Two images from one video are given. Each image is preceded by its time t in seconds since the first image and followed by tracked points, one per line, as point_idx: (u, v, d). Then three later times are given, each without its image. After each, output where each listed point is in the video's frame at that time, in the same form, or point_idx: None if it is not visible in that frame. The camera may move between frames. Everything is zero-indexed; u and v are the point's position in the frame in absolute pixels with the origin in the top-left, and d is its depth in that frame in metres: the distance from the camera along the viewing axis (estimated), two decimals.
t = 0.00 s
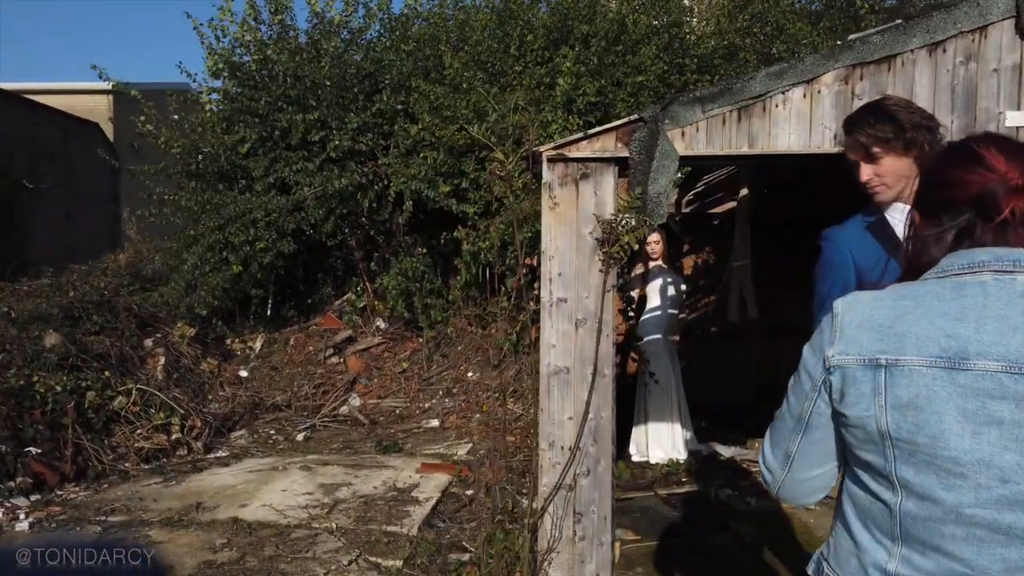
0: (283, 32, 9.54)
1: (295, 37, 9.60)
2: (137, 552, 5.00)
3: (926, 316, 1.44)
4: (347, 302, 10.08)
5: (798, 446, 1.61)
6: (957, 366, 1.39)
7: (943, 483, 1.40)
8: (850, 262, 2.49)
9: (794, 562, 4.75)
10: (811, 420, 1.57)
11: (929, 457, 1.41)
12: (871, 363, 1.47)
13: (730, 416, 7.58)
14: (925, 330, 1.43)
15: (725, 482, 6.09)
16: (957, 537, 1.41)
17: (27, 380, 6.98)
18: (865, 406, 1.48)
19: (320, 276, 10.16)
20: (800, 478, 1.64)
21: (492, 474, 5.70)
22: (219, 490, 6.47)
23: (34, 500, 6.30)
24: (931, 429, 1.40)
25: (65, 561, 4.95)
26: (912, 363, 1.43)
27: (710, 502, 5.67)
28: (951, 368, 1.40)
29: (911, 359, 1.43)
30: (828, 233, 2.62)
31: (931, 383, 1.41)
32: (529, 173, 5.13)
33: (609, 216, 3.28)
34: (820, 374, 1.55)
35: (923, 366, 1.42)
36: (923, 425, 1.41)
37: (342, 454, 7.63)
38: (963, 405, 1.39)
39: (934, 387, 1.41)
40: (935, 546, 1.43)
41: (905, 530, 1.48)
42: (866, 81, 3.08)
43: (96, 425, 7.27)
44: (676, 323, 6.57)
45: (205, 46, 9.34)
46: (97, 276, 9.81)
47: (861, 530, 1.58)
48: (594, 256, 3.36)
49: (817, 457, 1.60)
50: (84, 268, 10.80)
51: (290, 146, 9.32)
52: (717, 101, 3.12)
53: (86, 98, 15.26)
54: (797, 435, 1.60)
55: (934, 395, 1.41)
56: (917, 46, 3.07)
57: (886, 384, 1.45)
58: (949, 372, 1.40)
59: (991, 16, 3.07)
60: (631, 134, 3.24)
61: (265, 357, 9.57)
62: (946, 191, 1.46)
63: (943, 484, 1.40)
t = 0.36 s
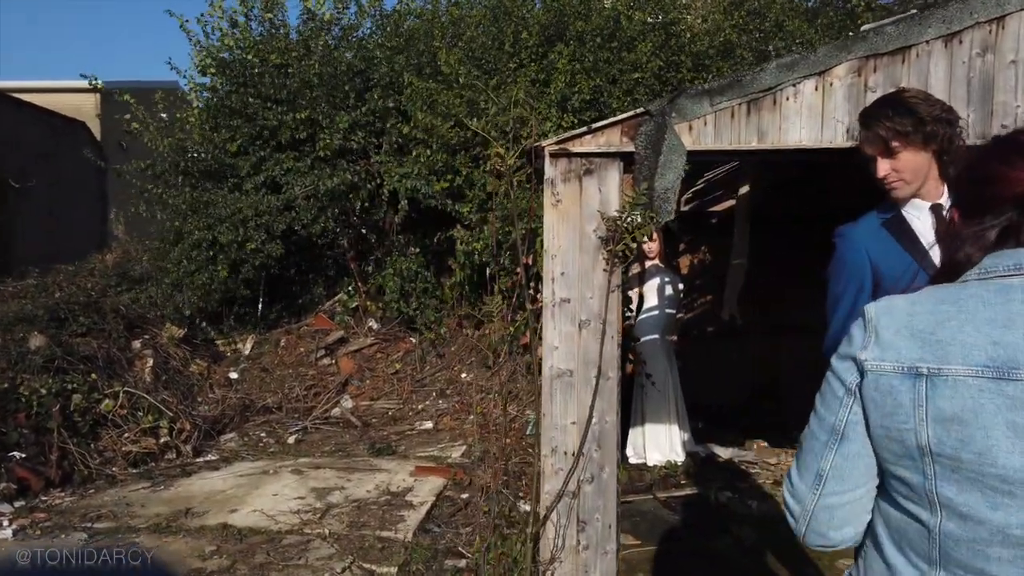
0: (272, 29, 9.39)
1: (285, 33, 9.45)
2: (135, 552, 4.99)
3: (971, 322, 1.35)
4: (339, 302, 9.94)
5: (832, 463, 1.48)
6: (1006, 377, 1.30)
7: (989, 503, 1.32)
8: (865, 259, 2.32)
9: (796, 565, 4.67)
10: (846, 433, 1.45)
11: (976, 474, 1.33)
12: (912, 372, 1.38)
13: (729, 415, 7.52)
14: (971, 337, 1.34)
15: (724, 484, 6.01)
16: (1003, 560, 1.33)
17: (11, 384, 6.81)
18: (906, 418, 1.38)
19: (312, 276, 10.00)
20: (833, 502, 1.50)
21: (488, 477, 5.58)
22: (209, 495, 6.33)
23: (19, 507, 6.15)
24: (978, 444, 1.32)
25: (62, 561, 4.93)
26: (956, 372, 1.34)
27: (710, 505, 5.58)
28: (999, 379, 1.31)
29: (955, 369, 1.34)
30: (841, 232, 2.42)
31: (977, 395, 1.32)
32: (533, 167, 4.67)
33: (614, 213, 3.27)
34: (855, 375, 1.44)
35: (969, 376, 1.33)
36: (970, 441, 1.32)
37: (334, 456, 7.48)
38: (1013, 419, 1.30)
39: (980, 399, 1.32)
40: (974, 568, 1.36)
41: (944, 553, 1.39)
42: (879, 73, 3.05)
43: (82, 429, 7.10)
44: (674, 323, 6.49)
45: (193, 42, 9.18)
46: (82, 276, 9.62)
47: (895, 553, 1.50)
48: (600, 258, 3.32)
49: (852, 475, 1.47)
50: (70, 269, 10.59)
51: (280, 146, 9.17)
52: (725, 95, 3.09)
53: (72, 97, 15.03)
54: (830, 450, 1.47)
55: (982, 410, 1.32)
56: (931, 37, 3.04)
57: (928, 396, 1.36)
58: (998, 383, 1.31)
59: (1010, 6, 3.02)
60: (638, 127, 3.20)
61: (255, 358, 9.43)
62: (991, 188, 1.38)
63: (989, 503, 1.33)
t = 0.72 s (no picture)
0: (216, 21, 9.05)
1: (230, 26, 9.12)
2: (137, 552, 5.05)
3: (942, 334, 1.26)
4: (285, 303, 9.66)
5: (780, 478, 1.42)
6: (980, 395, 1.22)
7: (960, 528, 1.24)
8: (821, 260, 2.28)
9: (748, 566, 4.64)
10: (798, 452, 1.38)
11: (947, 497, 1.25)
12: (881, 391, 1.29)
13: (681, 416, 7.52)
14: (942, 352, 1.25)
15: (676, 484, 5.98)
16: None
17: None
18: (873, 437, 1.30)
19: (257, 277, 9.70)
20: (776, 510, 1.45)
21: (438, 483, 5.44)
22: (144, 506, 6.04)
23: None
24: (950, 466, 1.24)
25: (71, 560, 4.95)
26: (928, 391, 1.26)
27: (662, 506, 5.54)
28: (971, 398, 1.22)
29: (926, 387, 1.26)
30: (799, 234, 2.36)
31: (949, 415, 1.24)
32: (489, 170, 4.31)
33: (569, 213, 3.18)
34: (817, 403, 1.34)
35: (941, 395, 1.25)
36: (942, 464, 1.24)
37: (280, 463, 7.22)
38: (986, 439, 1.22)
39: (952, 419, 1.24)
40: None
41: None
42: (836, 72, 3.05)
43: (8, 438, 6.71)
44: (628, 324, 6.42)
45: (132, 32, 8.79)
46: (11, 276, 9.12)
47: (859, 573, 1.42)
48: (554, 260, 3.24)
49: (795, 488, 1.42)
50: None
51: (224, 142, 8.83)
52: (683, 92, 3.04)
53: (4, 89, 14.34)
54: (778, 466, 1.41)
55: (952, 433, 1.24)
56: (887, 36, 3.03)
57: (897, 415, 1.28)
58: (971, 402, 1.23)
59: (964, 7, 3.03)
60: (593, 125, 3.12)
61: (196, 362, 9.08)
62: (957, 192, 1.30)
63: (961, 526, 1.24)
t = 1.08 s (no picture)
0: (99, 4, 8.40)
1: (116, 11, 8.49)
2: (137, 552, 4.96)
3: (859, 341, 1.12)
4: (176, 306, 9.11)
5: (679, 424, 1.26)
6: (892, 402, 1.08)
7: (870, 536, 1.10)
8: (726, 263, 2.23)
9: (652, 566, 4.67)
10: (705, 415, 1.22)
11: (857, 506, 1.10)
12: (794, 395, 1.13)
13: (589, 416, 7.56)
14: (857, 357, 1.10)
15: (581, 486, 5.97)
16: None
17: None
18: (788, 444, 1.15)
19: (144, 277, 9.04)
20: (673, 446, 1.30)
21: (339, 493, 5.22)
22: (12, 529, 5.51)
23: None
24: (861, 474, 1.09)
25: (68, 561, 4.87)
26: (840, 397, 1.10)
27: (567, 508, 5.52)
28: (884, 404, 1.08)
29: (839, 394, 1.10)
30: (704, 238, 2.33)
31: (861, 421, 1.09)
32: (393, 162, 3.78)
33: (480, 215, 3.11)
34: (732, 392, 1.19)
35: (853, 401, 1.10)
36: (852, 474, 1.10)
37: (167, 476, 6.73)
38: (899, 446, 1.08)
39: (863, 425, 1.09)
40: None
41: None
42: (742, 78, 3.13)
43: None
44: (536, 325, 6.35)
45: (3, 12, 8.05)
46: None
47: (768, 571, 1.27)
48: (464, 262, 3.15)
49: (696, 443, 1.27)
50: None
51: (107, 135, 8.21)
52: (594, 94, 3.07)
53: None
54: (681, 417, 1.25)
55: (865, 435, 1.09)
56: (791, 45, 3.13)
57: (810, 421, 1.12)
58: (882, 410, 1.08)
59: (862, 18, 3.14)
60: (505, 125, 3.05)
61: (75, 369, 8.43)
62: (870, 206, 1.18)
63: (873, 533, 1.10)
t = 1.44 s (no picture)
0: None
1: None
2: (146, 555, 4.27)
3: (828, 355, 1.08)
4: (80, 309, 8.54)
5: (638, 430, 1.20)
6: (860, 421, 1.05)
7: (835, 557, 1.08)
8: (665, 270, 2.10)
9: (585, 570, 4.67)
10: (666, 425, 1.17)
11: (825, 528, 1.08)
12: (761, 412, 1.09)
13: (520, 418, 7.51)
14: (826, 374, 1.07)
15: (512, 490, 5.92)
16: None
17: None
18: (753, 463, 1.11)
19: (44, 278, 8.48)
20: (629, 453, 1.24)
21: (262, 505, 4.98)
22: None
23: None
24: (828, 495, 1.06)
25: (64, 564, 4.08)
26: (808, 416, 1.07)
27: (499, 514, 5.46)
28: (852, 424, 1.05)
29: (807, 412, 1.07)
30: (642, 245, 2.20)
31: (829, 442, 1.06)
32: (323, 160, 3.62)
33: (416, 218, 3.01)
34: (694, 404, 1.13)
35: (822, 421, 1.06)
36: (819, 494, 1.07)
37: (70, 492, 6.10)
38: (866, 467, 1.05)
39: (831, 446, 1.06)
40: None
41: None
42: (680, 83, 3.15)
43: None
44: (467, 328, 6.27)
45: None
46: None
47: None
48: (399, 266, 3.04)
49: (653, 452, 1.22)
50: None
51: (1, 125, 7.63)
52: (533, 95, 3.02)
53: None
54: (640, 424, 1.19)
55: (833, 456, 1.06)
56: (727, 51, 3.17)
57: (777, 440, 1.08)
58: (851, 429, 1.05)
59: (794, 27, 3.21)
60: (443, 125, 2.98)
61: None
62: (829, 220, 1.15)
63: (839, 555, 1.08)
